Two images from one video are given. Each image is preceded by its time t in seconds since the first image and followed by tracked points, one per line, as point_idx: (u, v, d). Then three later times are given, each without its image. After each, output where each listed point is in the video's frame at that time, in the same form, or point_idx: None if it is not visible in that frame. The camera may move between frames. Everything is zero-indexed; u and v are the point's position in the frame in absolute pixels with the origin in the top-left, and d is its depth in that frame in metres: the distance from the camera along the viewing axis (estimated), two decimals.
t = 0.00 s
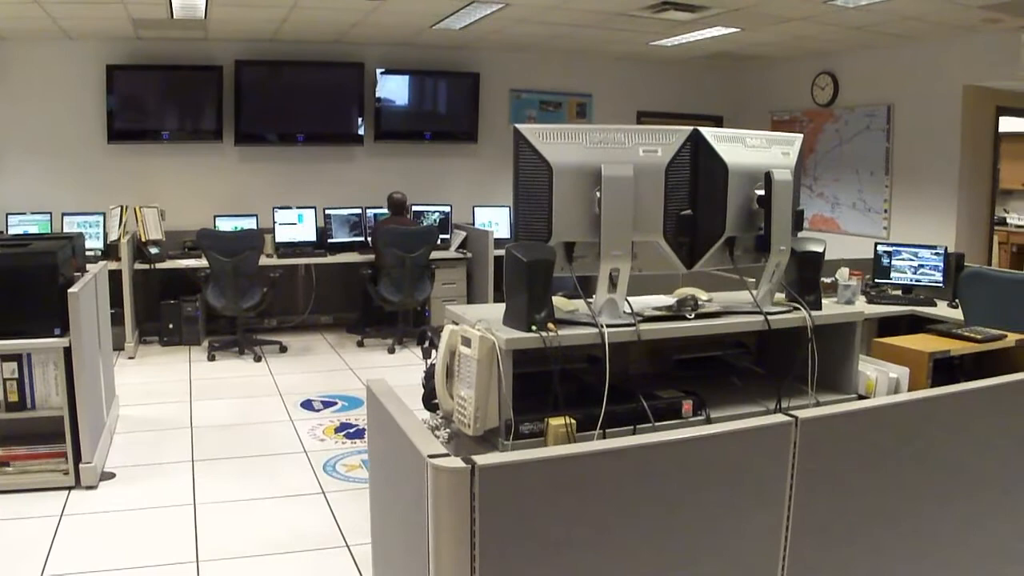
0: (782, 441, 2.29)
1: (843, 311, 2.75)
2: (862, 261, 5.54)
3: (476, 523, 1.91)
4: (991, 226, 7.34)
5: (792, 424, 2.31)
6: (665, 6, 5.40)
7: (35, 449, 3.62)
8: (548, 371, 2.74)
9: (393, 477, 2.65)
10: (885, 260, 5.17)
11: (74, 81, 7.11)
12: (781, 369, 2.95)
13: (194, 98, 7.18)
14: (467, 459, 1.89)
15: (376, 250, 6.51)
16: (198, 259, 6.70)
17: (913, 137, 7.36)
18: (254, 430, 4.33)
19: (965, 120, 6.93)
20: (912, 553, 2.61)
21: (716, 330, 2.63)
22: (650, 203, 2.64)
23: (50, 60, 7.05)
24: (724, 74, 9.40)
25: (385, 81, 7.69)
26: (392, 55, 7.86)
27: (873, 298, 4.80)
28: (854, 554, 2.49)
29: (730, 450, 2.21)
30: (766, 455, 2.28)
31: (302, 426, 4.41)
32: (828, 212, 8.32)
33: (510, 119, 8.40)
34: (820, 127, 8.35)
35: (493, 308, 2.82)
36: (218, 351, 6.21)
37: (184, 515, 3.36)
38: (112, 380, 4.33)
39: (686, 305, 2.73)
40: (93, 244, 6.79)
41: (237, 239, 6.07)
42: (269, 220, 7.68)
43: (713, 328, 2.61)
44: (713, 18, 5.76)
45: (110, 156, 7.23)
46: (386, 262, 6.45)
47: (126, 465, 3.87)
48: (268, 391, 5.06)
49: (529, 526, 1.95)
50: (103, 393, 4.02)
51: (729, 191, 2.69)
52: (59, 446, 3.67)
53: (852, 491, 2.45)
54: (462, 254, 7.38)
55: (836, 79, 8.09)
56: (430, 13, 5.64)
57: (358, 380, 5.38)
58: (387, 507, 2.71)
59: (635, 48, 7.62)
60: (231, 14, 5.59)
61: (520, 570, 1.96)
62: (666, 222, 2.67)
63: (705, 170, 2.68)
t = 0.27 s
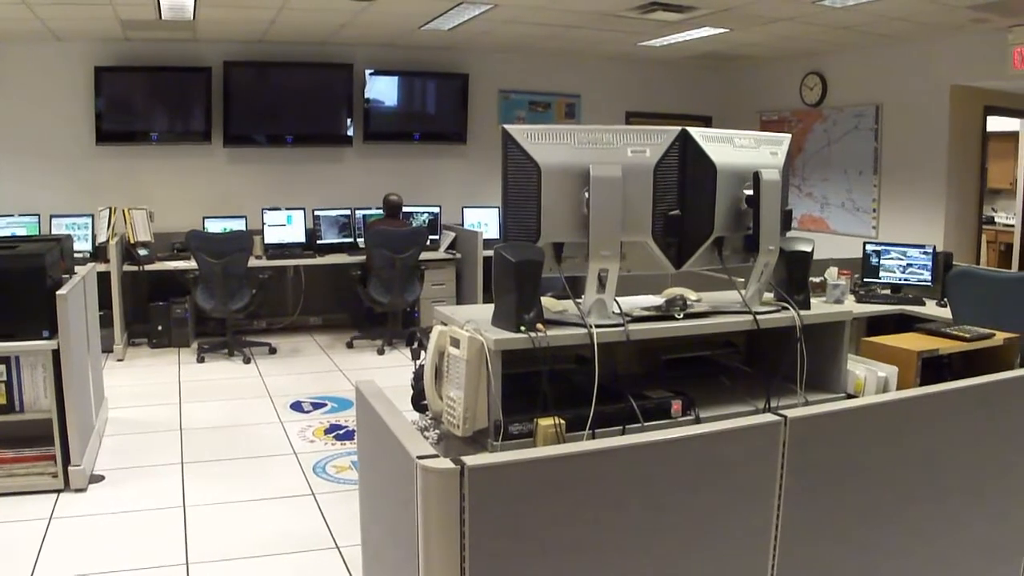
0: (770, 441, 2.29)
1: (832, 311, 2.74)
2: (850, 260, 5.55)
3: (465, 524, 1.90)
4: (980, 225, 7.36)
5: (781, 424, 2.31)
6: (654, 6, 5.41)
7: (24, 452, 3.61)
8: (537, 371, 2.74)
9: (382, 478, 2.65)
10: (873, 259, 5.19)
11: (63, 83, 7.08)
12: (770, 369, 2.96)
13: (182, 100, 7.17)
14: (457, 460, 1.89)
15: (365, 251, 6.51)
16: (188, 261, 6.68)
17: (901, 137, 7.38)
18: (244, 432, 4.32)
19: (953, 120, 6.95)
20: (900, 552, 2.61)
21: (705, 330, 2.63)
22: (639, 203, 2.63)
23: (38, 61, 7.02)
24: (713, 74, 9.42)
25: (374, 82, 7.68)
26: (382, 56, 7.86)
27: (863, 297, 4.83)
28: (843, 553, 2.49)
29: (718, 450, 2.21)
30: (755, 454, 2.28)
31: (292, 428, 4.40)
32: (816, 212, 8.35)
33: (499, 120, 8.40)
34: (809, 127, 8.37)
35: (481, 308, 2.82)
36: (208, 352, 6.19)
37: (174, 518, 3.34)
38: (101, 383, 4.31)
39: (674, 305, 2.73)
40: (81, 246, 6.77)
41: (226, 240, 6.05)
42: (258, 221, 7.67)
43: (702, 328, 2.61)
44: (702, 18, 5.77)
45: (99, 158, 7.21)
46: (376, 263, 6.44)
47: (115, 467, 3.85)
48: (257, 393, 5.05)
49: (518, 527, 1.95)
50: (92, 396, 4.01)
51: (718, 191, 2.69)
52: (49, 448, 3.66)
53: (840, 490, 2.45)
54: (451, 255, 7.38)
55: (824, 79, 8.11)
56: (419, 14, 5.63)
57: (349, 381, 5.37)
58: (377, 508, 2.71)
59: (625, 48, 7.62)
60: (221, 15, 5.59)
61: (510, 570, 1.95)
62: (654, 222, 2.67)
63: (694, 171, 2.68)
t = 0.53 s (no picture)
0: (759, 441, 2.29)
1: (822, 311, 2.74)
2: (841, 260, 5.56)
3: (456, 524, 1.90)
4: (969, 225, 7.39)
5: (771, 424, 2.31)
6: (645, 7, 5.41)
7: (13, 453, 3.59)
8: (528, 372, 2.73)
9: (373, 479, 2.65)
10: (864, 259, 5.19)
11: (53, 82, 7.06)
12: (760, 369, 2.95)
13: (172, 100, 7.14)
14: (448, 460, 1.89)
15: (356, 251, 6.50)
16: (178, 261, 6.67)
17: (891, 138, 7.40)
18: (234, 433, 4.31)
19: (943, 121, 6.97)
20: (888, 552, 2.61)
21: (695, 330, 2.63)
22: (629, 204, 2.63)
23: (28, 61, 7.00)
24: (704, 74, 9.43)
25: (365, 83, 7.67)
26: (372, 56, 7.85)
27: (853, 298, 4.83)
28: (833, 553, 2.49)
29: (708, 451, 2.21)
30: (745, 455, 2.28)
31: (283, 429, 4.39)
32: (807, 212, 8.37)
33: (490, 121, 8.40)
34: (799, 127, 8.39)
35: (472, 309, 2.82)
36: (198, 353, 6.17)
37: (164, 520, 3.33)
38: (91, 383, 4.29)
39: (665, 306, 2.72)
40: (71, 246, 6.74)
41: (216, 240, 6.04)
42: (248, 222, 7.65)
43: (692, 329, 2.61)
44: (693, 18, 5.78)
45: (89, 157, 7.18)
46: (367, 263, 6.43)
47: (105, 468, 3.84)
48: (247, 394, 5.04)
49: (508, 527, 1.95)
50: (82, 397, 3.99)
51: (708, 191, 2.69)
52: (39, 449, 3.64)
53: (830, 490, 2.45)
54: (442, 255, 7.38)
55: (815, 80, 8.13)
56: (410, 14, 5.62)
57: (339, 382, 5.36)
58: (367, 509, 2.70)
59: (617, 48, 7.63)
60: (211, 15, 5.57)
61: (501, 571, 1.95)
62: (645, 222, 2.67)
63: (684, 171, 2.68)
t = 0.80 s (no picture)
0: (751, 444, 2.28)
1: (814, 313, 2.74)
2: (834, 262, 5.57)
3: (449, 528, 1.90)
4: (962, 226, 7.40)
5: (765, 427, 2.31)
6: (637, 9, 5.42)
7: (5, 456, 3.58)
8: (520, 375, 2.73)
9: (366, 482, 2.65)
10: (856, 261, 5.20)
11: (45, 84, 7.04)
12: (753, 371, 2.95)
13: (164, 102, 7.14)
14: (440, 464, 1.89)
15: (348, 253, 6.49)
16: (170, 263, 6.66)
17: (883, 139, 7.41)
18: (227, 435, 4.30)
19: (935, 122, 6.98)
20: (881, 555, 2.61)
21: (688, 333, 2.63)
22: (621, 206, 2.63)
23: (21, 63, 6.98)
24: (697, 75, 9.43)
25: (357, 85, 7.67)
26: (365, 58, 7.85)
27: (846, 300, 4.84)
28: (828, 555, 2.50)
29: (701, 454, 2.21)
30: (737, 457, 2.28)
31: (276, 432, 4.38)
32: (799, 212, 8.37)
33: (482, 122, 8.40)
34: (791, 129, 8.40)
35: (464, 311, 2.82)
36: (190, 356, 6.16)
37: (157, 523, 3.32)
38: (84, 387, 4.28)
39: (657, 308, 2.72)
40: (63, 248, 6.73)
41: (209, 243, 6.03)
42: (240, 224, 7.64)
43: (685, 330, 2.61)
44: (685, 20, 5.78)
45: (81, 160, 7.17)
46: (358, 265, 6.41)
47: (98, 472, 3.83)
48: (240, 397, 5.03)
49: (500, 530, 1.94)
50: (74, 400, 3.98)
51: (700, 194, 2.68)
52: (31, 452, 3.63)
53: (823, 493, 2.45)
54: (435, 257, 7.37)
55: (807, 82, 8.14)
56: (403, 16, 5.62)
57: (332, 385, 5.36)
58: (361, 513, 2.70)
59: (609, 50, 7.63)
60: (203, 18, 5.56)
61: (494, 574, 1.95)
62: (637, 225, 2.67)
63: (676, 174, 2.68)
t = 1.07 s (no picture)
0: (738, 441, 2.28)
1: (805, 311, 2.73)
2: (825, 261, 5.57)
3: (439, 527, 1.89)
4: (952, 225, 7.41)
5: (755, 424, 2.31)
6: (628, 8, 5.42)
7: None
8: (511, 374, 2.72)
9: (357, 481, 2.65)
10: (847, 259, 5.20)
11: (36, 85, 7.02)
12: (743, 369, 2.95)
13: (154, 102, 7.12)
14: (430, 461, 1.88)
15: (339, 253, 6.48)
16: (161, 264, 6.64)
17: (873, 138, 7.43)
18: (218, 435, 4.29)
19: (925, 121, 7.00)
20: (871, 552, 2.61)
21: (678, 331, 2.63)
22: (611, 204, 2.63)
23: (12, 63, 6.96)
24: (688, 75, 9.45)
25: (349, 84, 7.66)
26: (356, 57, 7.85)
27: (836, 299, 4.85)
28: (818, 553, 2.50)
29: (690, 451, 2.20)
30: (727, 454, 2.27)
31: (267, 431, 4.37)
32: (790, 212, 8.39)
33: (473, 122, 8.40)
34: (781, 128, 8.42)
35: (455, 310, 2.81)
36: (181, 356, 6.15)
37: (148, 523, 3.31)
38: (74, 387, 4.26)
39: (648, 306, 2.72)
40: (53, 249, 6.71)
41: (200, 243, 6.02)
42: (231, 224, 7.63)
43: (675, 328, 2.61)
44: (674, 19, 5.79)
45: (72, 160, 7.15)
46: (350, 266, 6.41)
47: (88, 472, 3.82)
48: (230, 396, 5.02)
49: (490, 528, 1.94)
50: (65, 401, 3.97)
51: (691, 192, 2.68)
52: (21, 453, 3.62)
53: (814, 490, 2.45)
54: (426, 257, 7.37)
55: (797, 81, 8.16)
56: (393, 16, 5.62)
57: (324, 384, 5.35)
58: (352, 511, 2.70)
59: (601, 49, 7.64)
60: (193, 17, 5.56)
61: (486, 571, 1.94)
62: (627, 223, 2.66)
63: (666, 172, 2.68)
